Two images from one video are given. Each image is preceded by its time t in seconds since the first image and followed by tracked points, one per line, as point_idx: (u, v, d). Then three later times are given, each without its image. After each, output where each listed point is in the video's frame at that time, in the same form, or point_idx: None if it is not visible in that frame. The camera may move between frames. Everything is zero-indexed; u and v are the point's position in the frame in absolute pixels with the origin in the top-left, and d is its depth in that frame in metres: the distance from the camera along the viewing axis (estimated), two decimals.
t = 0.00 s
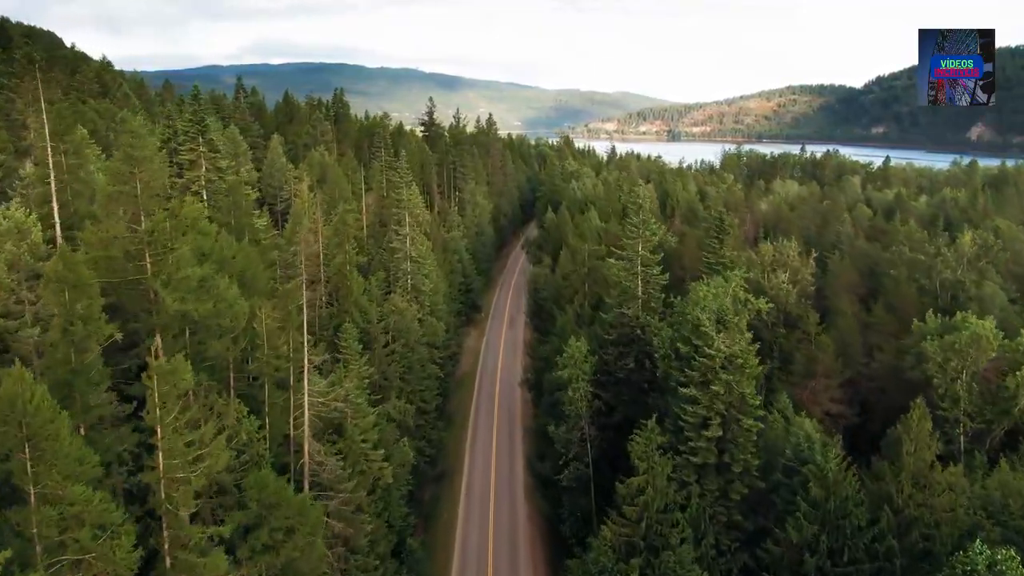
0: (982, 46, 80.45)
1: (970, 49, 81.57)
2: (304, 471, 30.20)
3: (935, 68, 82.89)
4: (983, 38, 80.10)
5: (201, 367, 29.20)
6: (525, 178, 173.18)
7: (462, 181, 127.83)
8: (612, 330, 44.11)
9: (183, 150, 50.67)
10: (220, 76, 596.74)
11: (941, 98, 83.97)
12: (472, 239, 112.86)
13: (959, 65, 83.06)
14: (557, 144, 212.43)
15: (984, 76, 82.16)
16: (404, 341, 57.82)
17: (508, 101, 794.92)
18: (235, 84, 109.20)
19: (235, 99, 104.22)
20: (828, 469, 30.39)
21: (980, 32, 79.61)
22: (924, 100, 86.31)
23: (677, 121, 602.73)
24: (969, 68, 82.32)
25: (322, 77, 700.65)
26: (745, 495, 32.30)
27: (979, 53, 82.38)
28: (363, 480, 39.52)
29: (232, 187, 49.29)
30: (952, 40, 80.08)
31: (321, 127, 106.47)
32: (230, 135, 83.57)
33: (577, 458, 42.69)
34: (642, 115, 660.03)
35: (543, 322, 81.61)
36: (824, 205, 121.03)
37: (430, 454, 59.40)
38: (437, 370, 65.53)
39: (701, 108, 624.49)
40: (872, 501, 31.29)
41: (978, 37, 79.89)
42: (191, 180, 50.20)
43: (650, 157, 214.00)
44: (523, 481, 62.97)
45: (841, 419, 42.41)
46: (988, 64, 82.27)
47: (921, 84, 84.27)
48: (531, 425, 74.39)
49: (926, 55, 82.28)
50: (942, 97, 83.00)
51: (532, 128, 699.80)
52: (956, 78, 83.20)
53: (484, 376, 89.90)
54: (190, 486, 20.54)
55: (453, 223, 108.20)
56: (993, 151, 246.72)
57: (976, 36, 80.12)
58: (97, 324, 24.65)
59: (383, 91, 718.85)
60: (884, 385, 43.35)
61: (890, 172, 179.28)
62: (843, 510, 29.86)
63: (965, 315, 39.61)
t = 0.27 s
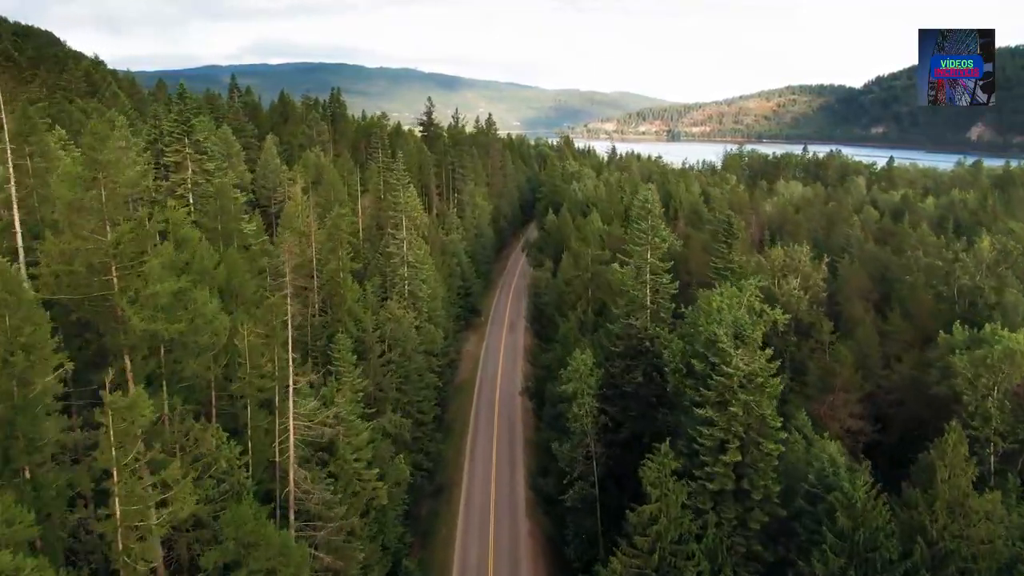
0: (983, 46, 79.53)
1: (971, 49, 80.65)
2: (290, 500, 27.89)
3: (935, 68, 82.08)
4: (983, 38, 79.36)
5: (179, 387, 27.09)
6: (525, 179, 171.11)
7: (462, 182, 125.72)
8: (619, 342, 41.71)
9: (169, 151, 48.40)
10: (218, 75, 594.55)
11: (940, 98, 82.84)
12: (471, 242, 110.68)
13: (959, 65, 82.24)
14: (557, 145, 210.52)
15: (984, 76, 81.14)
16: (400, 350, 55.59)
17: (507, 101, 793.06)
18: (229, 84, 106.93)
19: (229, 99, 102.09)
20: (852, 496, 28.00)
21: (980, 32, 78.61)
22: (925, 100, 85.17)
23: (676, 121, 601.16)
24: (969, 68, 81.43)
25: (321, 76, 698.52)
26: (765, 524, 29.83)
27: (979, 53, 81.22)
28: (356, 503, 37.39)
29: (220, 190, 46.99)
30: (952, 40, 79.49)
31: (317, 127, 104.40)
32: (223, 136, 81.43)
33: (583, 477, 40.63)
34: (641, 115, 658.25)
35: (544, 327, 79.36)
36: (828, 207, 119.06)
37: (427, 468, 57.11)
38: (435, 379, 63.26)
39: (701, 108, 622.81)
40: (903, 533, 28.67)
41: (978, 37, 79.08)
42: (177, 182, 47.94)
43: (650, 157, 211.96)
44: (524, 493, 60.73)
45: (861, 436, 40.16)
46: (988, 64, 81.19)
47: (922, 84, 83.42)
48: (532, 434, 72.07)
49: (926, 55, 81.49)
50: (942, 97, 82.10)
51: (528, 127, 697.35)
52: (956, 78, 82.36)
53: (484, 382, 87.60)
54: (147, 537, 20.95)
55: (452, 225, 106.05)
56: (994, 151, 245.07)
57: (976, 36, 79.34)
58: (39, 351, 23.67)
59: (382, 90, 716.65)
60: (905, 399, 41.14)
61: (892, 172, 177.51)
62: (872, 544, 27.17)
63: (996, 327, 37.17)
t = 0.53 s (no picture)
0: (982, 46, 77.46)
1: (971, 48, 78.15)
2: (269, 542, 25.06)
3: (935, 68, 79.48)
4: (983, 37, 77.32)
5: (144, 417, 24.49)
6: (524, 180, 168.48)
7: (461, 184, 123.13)
8: (629, 358, 38.99)
9: (147, 153, 45.64)
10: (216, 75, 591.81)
11: (941, 98, 80.01)
12: (470, 245, 108.08)
13: (959, 65, 79.82)
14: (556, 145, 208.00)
15: (984, 76, 79.02)
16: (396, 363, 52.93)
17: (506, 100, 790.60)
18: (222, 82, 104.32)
19: (223, 99, 99.55)
20: (887, 531, 24.79)
21: (981, 31, 76.23)
22: (925, 100, 82.16)
23: (675, 121, 599.00)
24: (969, 68, 79.16)
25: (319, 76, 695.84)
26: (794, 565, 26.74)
27: (980, 53, 78.86)
28: (347, 532, 34.85)
29: (202, 194, 44.25)
30: (952, 39, 77.17)
31: (312, 128, 101.80)
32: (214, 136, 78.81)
33: (590, 503, 38.37)
34: (640, 115, 655.99)
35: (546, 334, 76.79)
36: (834, 209, 116.56)
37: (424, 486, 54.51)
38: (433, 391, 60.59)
39: (700, 108, 620.72)
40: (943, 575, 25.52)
41: (978, 37, 76.74)
42: (157, 186, 45.23)
43: (651, 158, 209.46)
44: (525, 511, 58.02)
45: (887, 459, 37.63)
46: (989, 64, 78.99)
47: (921, 84, 80.96)
48: (534, 447, 69.38)
49: (926, 55, 78.83)
50: (942, 97, 79.14)
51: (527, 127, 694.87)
52: (956, 77, 79.79)
53: (484, 390, 84.92)
54: None
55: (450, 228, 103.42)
56: (994, 152, 242.94)
57: (976, 35, 76.90)
58: None
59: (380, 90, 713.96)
60: (935, 419, 38.37)
61: (894, 173, 175.17)
62: None
63: None
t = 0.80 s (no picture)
0: (982, 46, 81.43)
1: (971, 49, 82.19)
2: None
3: (936, 68, 83.77)
4: (982, 38, 81.57)
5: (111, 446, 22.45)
6: (524, 181, 166.38)
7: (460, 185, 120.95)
8: (637, 373, 36.83)
9: (129, 156, 43.29)
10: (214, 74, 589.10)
11: (940, 97, 84.07)
12: (468, 248, 105.97)
13: (959, 65, 84.03)
14: (556, 145, 205.94)
15: (984, 76, 83.07)
16: (392, 372, 50.86)
17: (505, 100, 788.50)
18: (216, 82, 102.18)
19: (216, 99, 97.40)
20: (927, 570, 22.24)
21: (981, 32, 80.25)
22: (924, 100, 86.41)
23: (674, 121, 597.21)
24: (969, 68, 83.47)
25: (318, 76, 693.76)
26: None
27: (980, 54, 82.85)
28: (338, 560, 32.63)
29: (186, 199, 41.94)
30: (952, 40, 81.33)
31: (308, 128, 99.68)
32: (205, 137, 76.60)
33: (596, 526, 36.21)
34: (639, 115, 653.84)
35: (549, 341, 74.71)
36: (839, 211, 114.63)
37: (421, 502, 52.23)
38: (430, 401, 58.35)
39: (699, 108, 618.98)
40: None
41: (978, 37, 80.77)
42: (140, 190, 42.93)
43: (652, 158, 207.56)
44: (527, 524, 55.76)
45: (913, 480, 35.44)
46: (988, 64, 83.25)
47: (921, 84, 84.90)
48: (535, 456, 67.09)
49: (927, 56, 82.89)
50: (942, 96, 82.95)
51: (526, 127, 692.87)
52: (956, 78, 84.15)
53: (484, 397, 82.60)
54: None
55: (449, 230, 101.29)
56: (994, 152, 241.34)
57: (976, 35, 80.88)
58: None
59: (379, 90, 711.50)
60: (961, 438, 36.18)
61: (896, 174, 173.34)
62: None
63: None
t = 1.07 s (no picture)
0: (982, 46, 79.32)
1: (971, 49, 80.38)
2: None
3: (935, 68, 81.84)
4: (983, 38, 79.65)
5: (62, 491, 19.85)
6: (525, 182, 163.88)
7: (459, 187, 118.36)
8: (649, 393, 34.23)
9: (104, 158, 40.88)
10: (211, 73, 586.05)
11: (940, 98, 81.99)
12: (467, 251, 103.41)
13: (959, 66, 82.28)
14: (555, 145, 203.33)
15: (984, 76, 80.93)
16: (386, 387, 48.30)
17: (503, 100, 785.80)
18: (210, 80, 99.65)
19: (210, 97, 94.86)
20: None
21: (980, 31, 78.34)
22: (925, 100, 84.29)
23: (673, 121, 594.68)
24: (969, 69, 81.49)
25: (316, 75, 690.77)
26: None
27: (980, 54, 80.97)
28: None
29: (164, 204, 39.45)
30: (952, 40, 79.70)
31: (303, 128, 97.08)
32: (196, 137, 73.98)
33: (604, 558, 33.67)
34: (638, 115, 651.40)
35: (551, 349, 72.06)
36: (845, 214, 111.99)
37: (418, 523, 49.65)
38: (428, 415, 55.73)
39: (698, 108, 616.64)
40: None
41: (978, 37, 78.96)
42: (116, 195, 40.59)
43: (653, 159, 204.91)
44: (528, 550, 53.16)
45: (948, 510, 32.80)
46: (989, 64, 81.22)
47: (922, 83, 83.27)
48: (537, 473, 64.44)
49: (927, 56, 81.15)
50: (942, 97, 81.16)
51: (525, 127, 690.20)
52: (956, 78, 82.12)
53: (483, 406, 79.82)
54: None
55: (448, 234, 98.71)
56: (994, 153, 239.17)
57: (976, 35, 78.99)
58: None
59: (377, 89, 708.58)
60: (998, 463, 33.59)
61: (899, 175, 170.93)
62: None
63: None
